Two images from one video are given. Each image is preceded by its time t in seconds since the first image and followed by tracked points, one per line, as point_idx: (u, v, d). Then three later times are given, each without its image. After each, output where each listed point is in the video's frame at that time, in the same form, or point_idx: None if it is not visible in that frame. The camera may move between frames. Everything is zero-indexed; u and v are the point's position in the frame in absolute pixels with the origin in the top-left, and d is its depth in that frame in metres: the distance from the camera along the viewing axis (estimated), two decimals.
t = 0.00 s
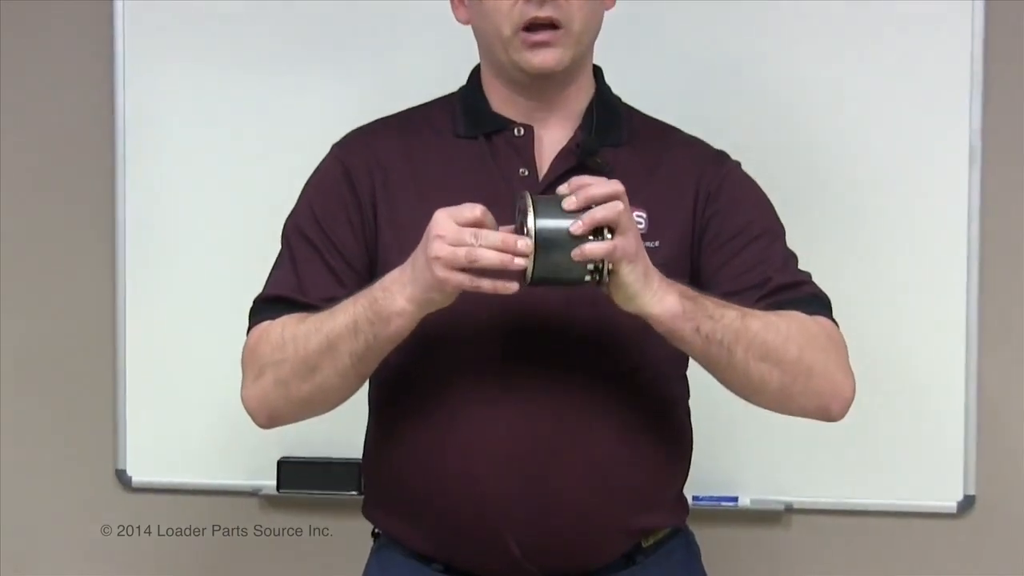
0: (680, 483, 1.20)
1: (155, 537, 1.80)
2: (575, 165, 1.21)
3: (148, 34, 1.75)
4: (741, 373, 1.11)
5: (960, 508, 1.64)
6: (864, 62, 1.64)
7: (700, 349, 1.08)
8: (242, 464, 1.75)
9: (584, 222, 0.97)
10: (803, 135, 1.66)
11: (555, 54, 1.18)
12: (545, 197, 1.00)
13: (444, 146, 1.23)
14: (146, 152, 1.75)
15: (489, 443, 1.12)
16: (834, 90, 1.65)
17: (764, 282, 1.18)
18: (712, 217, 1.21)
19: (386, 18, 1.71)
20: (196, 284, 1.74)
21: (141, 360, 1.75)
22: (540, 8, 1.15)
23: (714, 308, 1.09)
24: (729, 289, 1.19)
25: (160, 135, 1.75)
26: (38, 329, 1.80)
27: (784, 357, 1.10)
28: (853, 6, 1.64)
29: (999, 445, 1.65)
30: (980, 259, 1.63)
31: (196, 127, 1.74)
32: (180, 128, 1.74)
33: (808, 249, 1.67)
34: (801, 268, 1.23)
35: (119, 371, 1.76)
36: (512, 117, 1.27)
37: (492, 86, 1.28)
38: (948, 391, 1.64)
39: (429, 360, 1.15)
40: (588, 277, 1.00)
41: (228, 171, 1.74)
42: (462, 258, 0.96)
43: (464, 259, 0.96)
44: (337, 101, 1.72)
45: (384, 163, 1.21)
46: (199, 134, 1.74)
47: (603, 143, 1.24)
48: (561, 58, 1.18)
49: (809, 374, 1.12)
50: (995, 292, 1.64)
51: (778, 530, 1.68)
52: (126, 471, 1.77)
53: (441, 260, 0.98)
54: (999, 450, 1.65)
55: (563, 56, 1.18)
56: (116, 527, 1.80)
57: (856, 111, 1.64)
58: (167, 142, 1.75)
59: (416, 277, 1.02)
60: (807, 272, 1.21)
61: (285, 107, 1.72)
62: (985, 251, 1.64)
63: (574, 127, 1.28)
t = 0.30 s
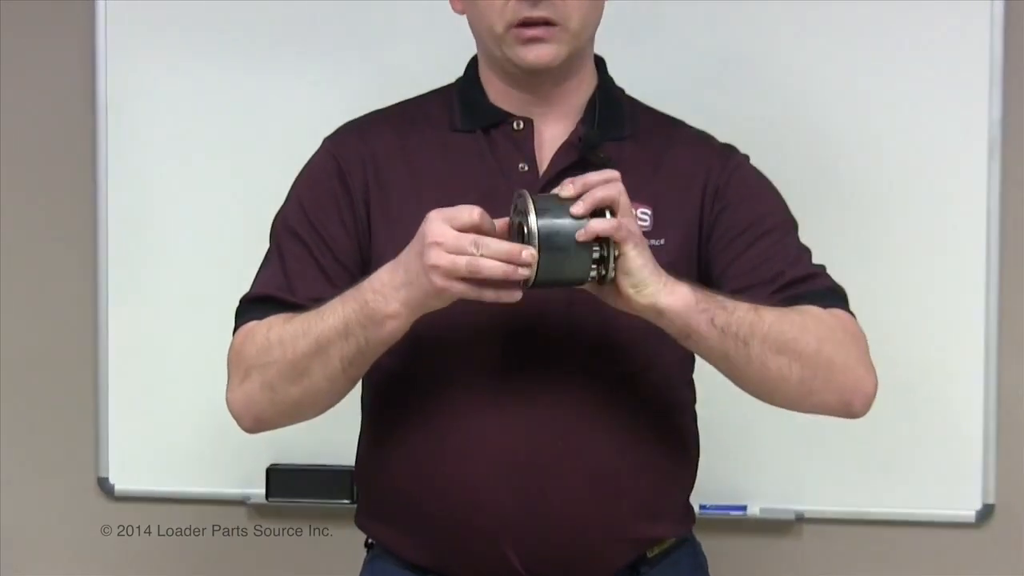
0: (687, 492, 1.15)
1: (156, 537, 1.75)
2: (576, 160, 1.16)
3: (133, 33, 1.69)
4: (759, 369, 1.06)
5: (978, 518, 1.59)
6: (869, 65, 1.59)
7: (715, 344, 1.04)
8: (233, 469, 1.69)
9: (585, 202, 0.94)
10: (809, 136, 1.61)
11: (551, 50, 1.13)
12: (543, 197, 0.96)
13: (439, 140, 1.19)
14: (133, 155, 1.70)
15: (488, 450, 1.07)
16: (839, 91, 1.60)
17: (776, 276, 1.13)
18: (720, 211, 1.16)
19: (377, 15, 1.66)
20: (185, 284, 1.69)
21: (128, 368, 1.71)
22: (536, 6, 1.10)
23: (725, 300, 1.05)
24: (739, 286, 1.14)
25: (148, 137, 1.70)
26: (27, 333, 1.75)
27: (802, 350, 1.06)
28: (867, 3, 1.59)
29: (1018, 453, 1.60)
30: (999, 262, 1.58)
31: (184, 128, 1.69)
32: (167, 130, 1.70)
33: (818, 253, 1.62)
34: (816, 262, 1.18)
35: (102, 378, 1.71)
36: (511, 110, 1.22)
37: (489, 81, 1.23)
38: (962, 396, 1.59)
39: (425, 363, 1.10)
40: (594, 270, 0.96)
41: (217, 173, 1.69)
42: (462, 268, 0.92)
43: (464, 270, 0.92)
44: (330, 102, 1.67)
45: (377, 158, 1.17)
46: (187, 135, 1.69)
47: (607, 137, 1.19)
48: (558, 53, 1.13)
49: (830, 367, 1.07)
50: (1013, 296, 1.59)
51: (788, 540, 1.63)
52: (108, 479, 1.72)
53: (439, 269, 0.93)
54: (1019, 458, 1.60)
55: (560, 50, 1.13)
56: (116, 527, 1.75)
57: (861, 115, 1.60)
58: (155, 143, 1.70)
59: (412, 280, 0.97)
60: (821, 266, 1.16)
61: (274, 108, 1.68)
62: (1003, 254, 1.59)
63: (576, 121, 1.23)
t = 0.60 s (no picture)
0: (693, 499, 1.10)
1: (157, 537, 1.68)
2: (577, 155, 1.12)
3: (110, 28, 1.63)
4: (773, 368, 1.01)
5: (999, 528, 1.54)
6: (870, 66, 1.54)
7: (728, 342, 0.99)
8: (221, 477, 1.63)
9: (586, 190, 0.92)
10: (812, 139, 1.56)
11: (548, 38, 1.08)
12: (543, 194, 0.92)
13: (434, 133, 1.14)
14: (113, 155, 1.63)
15: (485, 457, 1.02)
16: (848, 90, 1.55)
17: (787, 274, 1.08)
18: (727, 207, 1.11)
19: (361, 8, 1.59)
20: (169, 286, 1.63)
21: (110, 378, 1.64)
22: None
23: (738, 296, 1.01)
24: (747, 284, 1.09)
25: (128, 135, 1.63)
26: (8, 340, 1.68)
27: (817, 348, 1.01)
28: None
29: None
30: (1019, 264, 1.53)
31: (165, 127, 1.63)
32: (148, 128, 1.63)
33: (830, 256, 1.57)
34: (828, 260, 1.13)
35: (83, 387, 1.65)
36: (509, 101, 1.18)
37: (486, 72, 1.19)
38: (975, 403, 1.54)
39: (419, 366, 1.05)
40: (598, 265, 0.92)
41: (200, 172, 1.62)
42: (460, 275, 0.89)
43: (463, 278, 0.89)
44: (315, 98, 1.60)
45: (370, 152, 1.12)
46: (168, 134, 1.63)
47: (610, 130, 1.15)
48: (555, 41, 1.09)
49: (845, 366, 1.02)
50: None
51: (801, 550, 1.58)
52: (90, 487, 1.66)
53: (436, 276, 0.90)
54: None
55: (557, 39, 1.09)
56: (117, 527, 1.68)
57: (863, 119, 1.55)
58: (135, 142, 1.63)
59: (406, 282, 0.93)
60: (834, 263, 1.11)
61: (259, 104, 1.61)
62: None
63: (577, 113, 1.18)
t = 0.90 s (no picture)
0: (699, 509, 1.05)
1: (157, 537, 1.62)
2: (577, 148, 1.07)
3: (88, 26, 1.57)
4: (787, 371, 0.96)
5: (1020, 537, 1.49)
6: (873, 66, 1.49)
7: (739, 344, 0.94)
8: (209, 485, 1.58)
9: (588, 185, 0.89)
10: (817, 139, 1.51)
11: (544, 27, 1.04)
12: (544, 192, 0.88)
13: (428, 127, 1.10)
14: (93, 157, 1.58)
15: (480, 466, 0.98)
16: (858, 90, 1.50)
17: (797, 273, 1.03)
18: (735, 203, 1.06)
19: (355, 9, 1.54)
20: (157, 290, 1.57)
21: (93, 387, 1.59)
22: None
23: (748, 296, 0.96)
24: (756, 283, 1.04)
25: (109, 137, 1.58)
26: None
27: (830, 350, 0.96)
28: None
29: None
30: None
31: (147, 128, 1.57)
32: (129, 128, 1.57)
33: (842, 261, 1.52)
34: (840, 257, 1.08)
35: (64, 399, 1.59)
36: (506, 93, 1.13)
37: (483, 64, 1.14)
38: (990, 409, 1.48)
39: (412, 371, 1.01)
40: (603, 264, 0.88)
41: (185, 174, 1.57)
42: (458, 284, 0.86)
43: (461, 286, 0.86)
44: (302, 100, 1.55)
45: (361, 146, 1.08)
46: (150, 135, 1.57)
47: (611, 123, 1.10)
48: (551, 31, 1.05)
49: (860, 368, 0.97)
50: None
51: (816, 561, 1.53)
52: (70, 495, 1.60)
53: (433, 283, 0.87)
54: None
55: (553, 29, 1.05)
56: (118, 527, 1.62)
57: (868, 120, 1.50)
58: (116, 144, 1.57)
59: (399, 284, 0.89)
60: (846, 261, 1.06)
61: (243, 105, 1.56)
62: None
63: (576, 106, 1.14)
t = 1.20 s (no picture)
0: (708, 518, 1.00)
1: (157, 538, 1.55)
2: (578, 141, 1.02)
3: (62, 21, 1.51)
4: (797, 379, 0.91)
5: None
6: (877, 62, 1.43)
7: (748, 351, 0.90)
8: (195, 492, 1.51)
9: (591, 184, 0.84)
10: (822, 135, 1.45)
11: (542, 18, 1.00)
12: (544, 190, 0.83)
13: (423, 121, 1.05)
14: (68, 156, 1.51)
15: (478, 476, 0.93)
16: (869, 86, 1.44)
17: (810, 273, 0.98)
18: (744, 197, 1.01)
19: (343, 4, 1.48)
20: (141, 290, 1.50)
21: (74, 397, 1.52)
22: None
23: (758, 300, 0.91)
24: (767, 283, 0.99)
25: (85, 135, 1.51)
26: None
27: (842, 355, 0.92)
28: None
29: None
30: None
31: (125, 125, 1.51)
32: (105, 126, 1.51)
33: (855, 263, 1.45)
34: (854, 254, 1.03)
35: (43, 400, 1.53)
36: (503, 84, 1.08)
37: (478, 54, 1.09)
38: (1008, 415, 1.42)
39: (406, 378, 0.97)
40: (606, 267, 0.83)
41: (167, 171, 1.50)
42: (456, 287, 0.81)
43: (459, 288, 0.81)
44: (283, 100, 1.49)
45: (353, 141, 1.03)
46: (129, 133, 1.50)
47: (613, 114, 1.05)
48: (550, 22, 1.00)
49: (873, 374, 0.93)
50: None
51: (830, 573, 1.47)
52: (51, 504, 1.53)
53: (429, 286, 0.82)
54: None
55: (551, 19, 1.00)
56: (118, 527, 1.54)
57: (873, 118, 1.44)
58: (92, 142, 1.51)
59: (394, 289, 0.85)
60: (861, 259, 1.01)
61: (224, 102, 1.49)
62: None
63: (577, 96, 1.09)
